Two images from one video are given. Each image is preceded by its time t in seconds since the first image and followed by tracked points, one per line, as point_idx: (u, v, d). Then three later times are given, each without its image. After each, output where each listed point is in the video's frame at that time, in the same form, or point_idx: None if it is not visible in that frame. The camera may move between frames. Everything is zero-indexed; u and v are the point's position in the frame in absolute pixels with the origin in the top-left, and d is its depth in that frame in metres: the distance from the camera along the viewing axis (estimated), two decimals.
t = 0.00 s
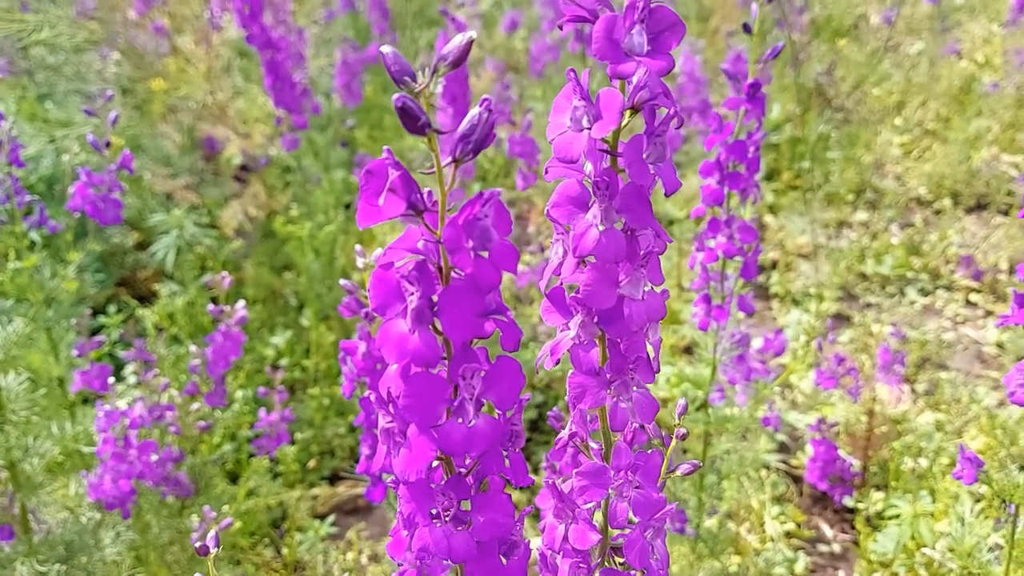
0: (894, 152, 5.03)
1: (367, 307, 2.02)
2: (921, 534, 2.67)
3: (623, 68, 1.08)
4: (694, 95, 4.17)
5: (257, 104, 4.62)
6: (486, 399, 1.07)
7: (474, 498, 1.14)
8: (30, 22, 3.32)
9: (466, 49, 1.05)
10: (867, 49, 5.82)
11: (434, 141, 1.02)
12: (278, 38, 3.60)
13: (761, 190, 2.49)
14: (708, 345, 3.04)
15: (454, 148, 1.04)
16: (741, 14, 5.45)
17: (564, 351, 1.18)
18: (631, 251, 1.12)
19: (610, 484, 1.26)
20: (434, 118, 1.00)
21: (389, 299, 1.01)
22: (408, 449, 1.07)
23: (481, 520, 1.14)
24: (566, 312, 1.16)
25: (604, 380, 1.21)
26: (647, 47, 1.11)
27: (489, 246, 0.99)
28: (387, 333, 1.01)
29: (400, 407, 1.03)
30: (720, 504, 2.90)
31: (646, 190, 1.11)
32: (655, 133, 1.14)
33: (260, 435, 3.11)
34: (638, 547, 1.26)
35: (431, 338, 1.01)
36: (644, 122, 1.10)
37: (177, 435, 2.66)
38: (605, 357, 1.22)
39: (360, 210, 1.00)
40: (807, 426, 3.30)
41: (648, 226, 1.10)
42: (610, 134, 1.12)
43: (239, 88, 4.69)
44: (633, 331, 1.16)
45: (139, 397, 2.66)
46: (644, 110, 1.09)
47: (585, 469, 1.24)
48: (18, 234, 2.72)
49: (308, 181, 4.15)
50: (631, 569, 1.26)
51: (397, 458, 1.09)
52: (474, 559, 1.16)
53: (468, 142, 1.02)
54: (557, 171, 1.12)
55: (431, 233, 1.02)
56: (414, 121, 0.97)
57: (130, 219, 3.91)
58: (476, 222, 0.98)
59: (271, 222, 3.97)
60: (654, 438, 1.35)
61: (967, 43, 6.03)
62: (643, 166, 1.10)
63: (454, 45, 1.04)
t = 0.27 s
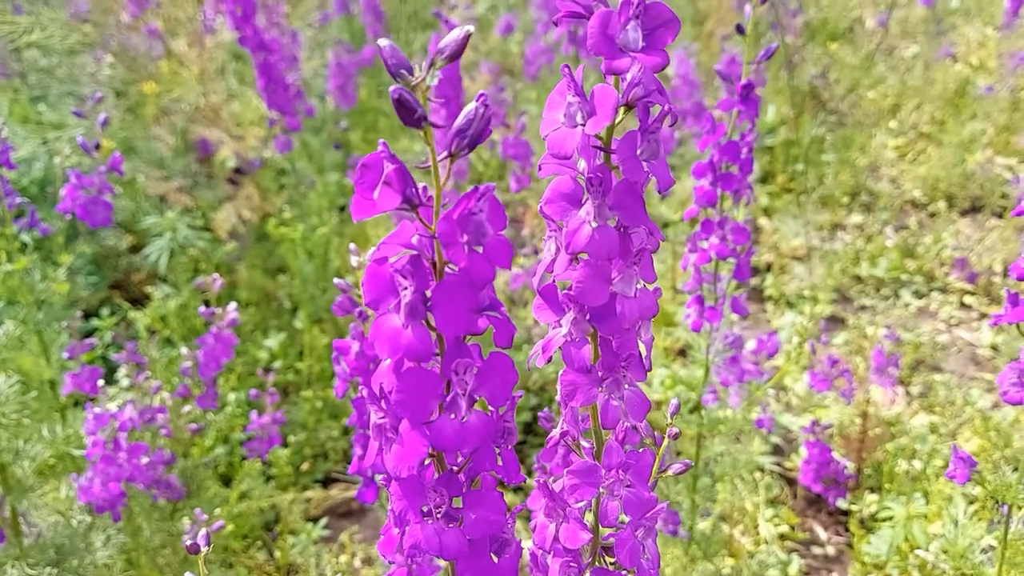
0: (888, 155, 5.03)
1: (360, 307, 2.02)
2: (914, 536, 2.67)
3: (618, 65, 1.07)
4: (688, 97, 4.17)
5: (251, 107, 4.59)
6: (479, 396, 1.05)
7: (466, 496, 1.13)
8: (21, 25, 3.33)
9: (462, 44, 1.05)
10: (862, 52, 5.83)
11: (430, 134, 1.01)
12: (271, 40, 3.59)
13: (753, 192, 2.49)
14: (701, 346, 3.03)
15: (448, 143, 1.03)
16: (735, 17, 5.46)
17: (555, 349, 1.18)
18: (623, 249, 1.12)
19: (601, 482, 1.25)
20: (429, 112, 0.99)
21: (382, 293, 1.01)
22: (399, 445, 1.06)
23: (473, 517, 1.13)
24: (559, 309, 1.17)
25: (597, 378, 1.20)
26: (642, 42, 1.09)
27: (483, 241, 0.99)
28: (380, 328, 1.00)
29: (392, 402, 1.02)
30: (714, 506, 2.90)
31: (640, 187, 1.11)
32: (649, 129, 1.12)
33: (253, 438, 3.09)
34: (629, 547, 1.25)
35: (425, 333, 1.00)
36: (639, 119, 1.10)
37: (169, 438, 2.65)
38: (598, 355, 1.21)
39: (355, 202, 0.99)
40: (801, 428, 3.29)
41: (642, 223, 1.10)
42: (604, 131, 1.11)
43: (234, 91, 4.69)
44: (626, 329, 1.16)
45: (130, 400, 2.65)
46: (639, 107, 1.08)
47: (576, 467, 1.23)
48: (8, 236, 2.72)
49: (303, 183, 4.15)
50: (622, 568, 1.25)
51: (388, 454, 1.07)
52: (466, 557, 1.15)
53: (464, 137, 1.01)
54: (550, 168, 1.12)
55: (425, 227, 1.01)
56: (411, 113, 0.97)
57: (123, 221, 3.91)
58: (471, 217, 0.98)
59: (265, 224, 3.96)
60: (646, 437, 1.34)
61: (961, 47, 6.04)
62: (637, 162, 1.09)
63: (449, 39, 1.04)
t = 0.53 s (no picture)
0: (883, 160, 5.04)
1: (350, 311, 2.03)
2: (908, 540, 2.67)
3: (595, 66, 1.07)
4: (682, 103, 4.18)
5: (247, 112, 4.61)
6: (458, 396, 1.06)
7: (448, 498, 1.13)
8: (16, 30, 3.33)
9: (433, 45, 1.07)
10: (857, 58, 5.85)
11: (405, 136, 1.01)
12: (266, 45, 3.60)
13: (745, 196, 2.50)
14: (694, 351, 3.03)
15: (423, 143, 1.04)
16: (730, 23, 5.48)
17: (538, 351, 1.17)
18: (604, 249, 1.12)
19: (587, 485, 1.25)
20: (402, 112, 1.00)
21: (360, 295, 1.01)
22: (380, 445, 1.07)
23: (455, 518, 1.14)
24: (541, 312, 1.17)
25: (580, 380, 1.21)
26: (619, 45, 1.09)
27: (459, 241, 1.00)
28: (358, 329, 1.01)
29: (371, 403, 1.02)
30: (708, 511, 2.90)
31: (620, 189, 1.12)
32: (628, 133, 1.13)
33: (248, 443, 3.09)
34: (615, 549, 1.25)
35: (402, 334, 1.00)
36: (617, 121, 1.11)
37: (163, 443, 2.65)
38: (581, 357, 1.22)
39: (330, 204, 0.98)
40: (796, 433, 3.29)
41: (622, 225, 1.11)
42: (584, 133, 1.12)
43: (229, 96, 4.70)
44: (608, 331, 1.16)
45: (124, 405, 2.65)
46: (618, 110, 1.10)
47: (562, 470, 1.23)
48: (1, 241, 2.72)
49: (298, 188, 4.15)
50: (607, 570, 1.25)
51: (370, 454, 1.08)
52: (449, 558, 1.15)
53: (439, 137, 1.02)
54: (531, 171, 1.13)
55: (402, 229, 1.03)
56: (382, 114, 0.98)
57: (119, 226, 3.91)
58: (447, 217, 0.99)
59: (260, 229, 3.96)
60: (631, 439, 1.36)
61: (956, 52, 6.06)
62: (615, 164, 1.11)
63: (421, 40, 1.06)
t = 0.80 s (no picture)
0: (881, 169, 5.05)
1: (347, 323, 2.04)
2: (907, 551, 2.66)
3: (594, 83, 1.08)
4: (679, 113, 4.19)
5: (245, 123, 4.62)
6: (455, 414, 1.06)
7: (444, 515, 1.13)
8: (14, 41, 3.34)
9: (431, 64, 1.07)
10: (854, 67, 5.86)
11: (402, 154, 1.01)
12: (263, 57, 3.61)
13: (742, 207, 2.50)
14: (692, 362, 3.03)
15: (422, 161, 1.04)
16: (727, 33, 5.50)
17: (536, 366, 1.18)
18: (603, 265, 1.12)
19: (585, 501, 1.25)
20: (401, 130, 1.00)
21: (357, 313, 1.01)
22: (376, 463, 1.07)
23: (452, 536, 1.13)
24: (540, 327, 1.17)
25: (578, 396, 1.20)
26: (619, 62, 1.09)
27: (456, 259, 1.00)
28: (355, 346, 1.00)
29: (367, 421, 1.02)
30: (707, 521, 2.89)
31: (619, 205, 1.13)
32: (627, 148, 1.13)
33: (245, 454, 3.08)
34: (613, 564, 1.25)
35: (399, 352, 1.00)
36: (616, 137, 1.11)
37: (159, 454, 2.64)
38: (580, 373, 1.22)
39: (327, 222, 1.00)
40: (794, 443, 3.28)
41: (621, 241, 1.12)
42: (583, 149, 1.12)
43: (227, 107, 4.72)
44: (606, 346, 1.17)
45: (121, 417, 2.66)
46: (616, 126, 1.11)
47: (560, 486, 1.22)
48: None
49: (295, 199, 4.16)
50: None
51: (366, 473, 1.08)
52: None
53: (437, 155, 1.03)
54: (529, 186, 1.13)
55: (400, 246, 1.03)
56: (379, 132, 0.98)
57: (116, 237, 3.91)
58: (444, 235, 0.99)
59: (258, 240, 3.96)
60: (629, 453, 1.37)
61: (953, 62, 6.08)
62: (614, 180, 1.11)
63: (419, 59, 1.06)
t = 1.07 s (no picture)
0: (877, 178, 5.06)
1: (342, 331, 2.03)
2: (905, 561, 2.65)
3: (584, 91, 1.07)
4: (676, 121, 4.20)
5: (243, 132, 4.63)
6: (450, 423, 1.06)
7: (439, 525, 1.12)
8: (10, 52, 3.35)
9: (426, 71, 1.07)
10: (850, 77, 5.88)
11: (396, 161, 1.02)
12: (258, 67, 3.62)
13: (738, 216, 2.50)
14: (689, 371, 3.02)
15: (416, 169, 1.04)
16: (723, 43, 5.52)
17: (529, 375, 1.18)
18: (596, 272, 1.12)
19: (580, 510, 1.24)
20: (394, 137, 1.00)
21: (350, 320, 1.01)
22: (370, 473, 1.06)
23: (447, 546, 1.13)
24: (533, 335, 1.16)
25: (572, 404, 1.20)
26: (608, 69, 1.09)
27: (451, 266, 1.00)
28: (349, 354, 1.00)
29: (361, 430, 1.02)
30: (705, 531, 2.88)
31: (611, 212, 1.12)
32: (619, 156, 1.14)
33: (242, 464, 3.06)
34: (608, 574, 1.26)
35: (393, 360, 1.00)
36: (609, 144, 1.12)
37: (155, 464, 2.64)
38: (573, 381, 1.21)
39: (321, 229, 0.99)
40: (792, 452, 3.27)
41: (614, 248, 1.11)
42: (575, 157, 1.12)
43: (224, 116, 4.73)
44: (600, 354, 1.17)
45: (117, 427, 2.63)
46: (609, 134, 1.11)
47: (555, 496, 1.21)
48: None
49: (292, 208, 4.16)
50: None
51: (359, 483, 1.07)
52: None
53: (431, 162, 1.03)
54: (522, 194, 1.13)
55: (394, 253, 1.02)
56: (374, 139, 0.97)
57: (113, 246, 3.92)
58: (439, 242, 0.99)
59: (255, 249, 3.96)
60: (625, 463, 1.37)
61: (949, 71, 6.10)
62: (607, 187, 1.10)
63: (413, 66, 1.06)
